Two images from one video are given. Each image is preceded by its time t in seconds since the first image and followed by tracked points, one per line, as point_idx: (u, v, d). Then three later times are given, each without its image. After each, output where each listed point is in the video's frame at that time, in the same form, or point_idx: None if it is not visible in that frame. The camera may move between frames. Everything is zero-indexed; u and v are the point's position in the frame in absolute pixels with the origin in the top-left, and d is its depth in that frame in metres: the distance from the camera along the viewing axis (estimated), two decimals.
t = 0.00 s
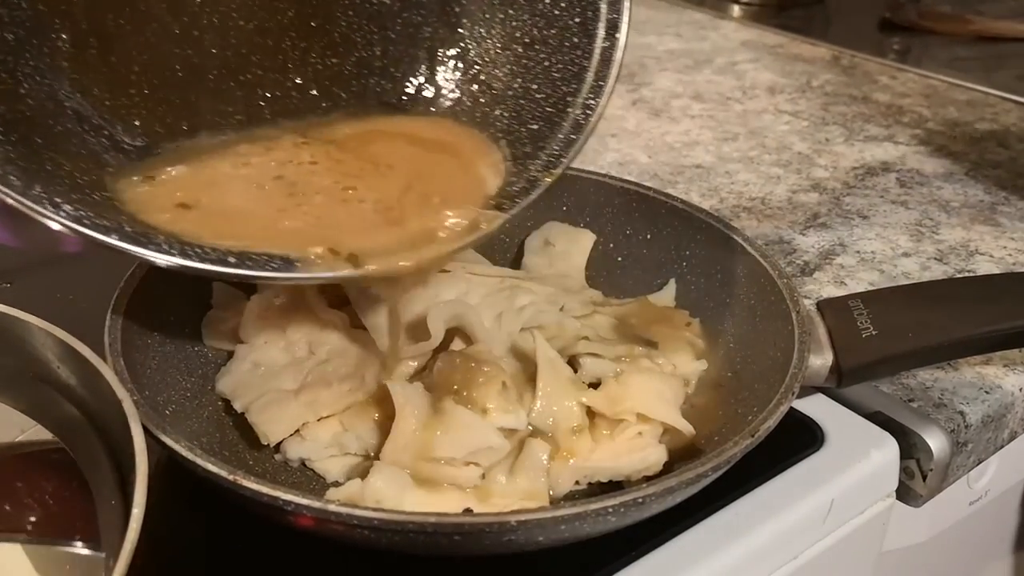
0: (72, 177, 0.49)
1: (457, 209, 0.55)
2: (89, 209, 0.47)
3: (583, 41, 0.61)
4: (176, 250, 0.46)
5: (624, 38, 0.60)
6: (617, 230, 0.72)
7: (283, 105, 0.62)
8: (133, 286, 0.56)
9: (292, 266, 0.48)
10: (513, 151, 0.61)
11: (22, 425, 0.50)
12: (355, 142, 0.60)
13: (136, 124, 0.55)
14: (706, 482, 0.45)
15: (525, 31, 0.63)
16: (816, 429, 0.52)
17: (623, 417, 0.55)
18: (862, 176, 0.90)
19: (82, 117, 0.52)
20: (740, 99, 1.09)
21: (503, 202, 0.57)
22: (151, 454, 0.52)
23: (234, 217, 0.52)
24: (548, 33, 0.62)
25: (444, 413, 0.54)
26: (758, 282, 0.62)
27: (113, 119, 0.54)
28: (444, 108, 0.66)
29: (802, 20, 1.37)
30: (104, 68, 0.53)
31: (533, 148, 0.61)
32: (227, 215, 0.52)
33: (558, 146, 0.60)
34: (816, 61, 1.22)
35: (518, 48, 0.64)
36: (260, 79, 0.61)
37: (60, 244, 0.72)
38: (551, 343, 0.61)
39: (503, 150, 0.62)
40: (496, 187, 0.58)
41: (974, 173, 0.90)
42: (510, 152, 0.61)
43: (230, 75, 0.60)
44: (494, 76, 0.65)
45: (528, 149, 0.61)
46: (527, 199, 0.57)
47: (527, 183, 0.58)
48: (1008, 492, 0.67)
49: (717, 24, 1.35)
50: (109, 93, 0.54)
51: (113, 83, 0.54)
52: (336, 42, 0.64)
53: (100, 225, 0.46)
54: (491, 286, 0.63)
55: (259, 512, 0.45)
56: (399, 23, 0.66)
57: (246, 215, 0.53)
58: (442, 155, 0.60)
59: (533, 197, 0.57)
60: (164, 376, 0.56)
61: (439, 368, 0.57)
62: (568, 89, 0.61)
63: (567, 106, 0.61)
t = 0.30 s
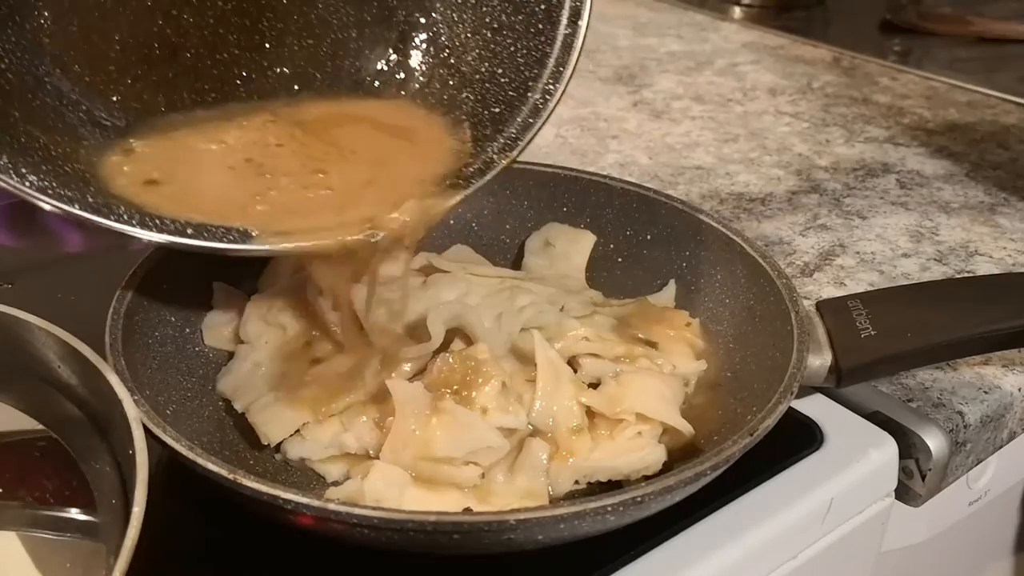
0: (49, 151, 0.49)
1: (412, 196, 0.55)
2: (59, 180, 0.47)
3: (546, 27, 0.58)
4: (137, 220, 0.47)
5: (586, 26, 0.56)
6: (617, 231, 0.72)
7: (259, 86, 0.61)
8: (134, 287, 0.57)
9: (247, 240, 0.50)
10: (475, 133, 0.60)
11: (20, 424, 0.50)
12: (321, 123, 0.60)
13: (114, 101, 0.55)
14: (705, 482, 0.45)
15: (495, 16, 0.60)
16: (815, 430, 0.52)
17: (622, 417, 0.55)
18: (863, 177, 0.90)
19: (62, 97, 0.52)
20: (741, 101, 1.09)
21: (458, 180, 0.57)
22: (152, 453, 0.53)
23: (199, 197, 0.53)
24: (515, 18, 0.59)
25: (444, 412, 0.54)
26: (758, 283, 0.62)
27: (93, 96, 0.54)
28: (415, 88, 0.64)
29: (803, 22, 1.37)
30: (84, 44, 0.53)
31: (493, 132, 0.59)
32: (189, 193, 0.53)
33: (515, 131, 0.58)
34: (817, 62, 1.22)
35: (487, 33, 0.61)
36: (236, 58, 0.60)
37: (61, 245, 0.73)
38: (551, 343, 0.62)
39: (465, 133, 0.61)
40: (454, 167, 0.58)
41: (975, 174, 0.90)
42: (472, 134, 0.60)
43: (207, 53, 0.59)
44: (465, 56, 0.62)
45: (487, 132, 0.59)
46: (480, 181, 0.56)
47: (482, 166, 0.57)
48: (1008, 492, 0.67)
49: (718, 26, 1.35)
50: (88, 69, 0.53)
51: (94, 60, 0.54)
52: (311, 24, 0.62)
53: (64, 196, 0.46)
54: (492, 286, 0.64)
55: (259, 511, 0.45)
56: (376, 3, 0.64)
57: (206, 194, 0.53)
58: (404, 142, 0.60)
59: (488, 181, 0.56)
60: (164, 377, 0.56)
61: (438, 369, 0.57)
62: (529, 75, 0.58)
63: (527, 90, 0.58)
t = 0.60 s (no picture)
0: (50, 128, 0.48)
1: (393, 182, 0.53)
2: (52, 152, 0.46)
3: (530, 11, 0.54)
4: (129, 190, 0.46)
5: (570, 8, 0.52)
6: (617, 232, 0.72)
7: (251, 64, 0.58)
8: (134, 287, 0.57)
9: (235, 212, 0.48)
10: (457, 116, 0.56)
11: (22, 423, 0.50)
12: (312, 109, 0.57)
13: (111, 77, 0.53)
14: (705, 481, 0.45)
15: None
16: (815, 430, 0.52)
17: (622, 416, 0.55)
18: (864, 178, 0.90)
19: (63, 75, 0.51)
20: (742, 101, 1.09)
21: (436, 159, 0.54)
22: (151, 453, 0.53)
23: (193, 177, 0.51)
24: None
25: (444, 412, 0.54)
26: (759, 283, 0.62)
27: (90, 71, 0.52)
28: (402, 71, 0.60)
29: (804, 23, 1.37)
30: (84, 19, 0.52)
31: (475, 112, 0.55)
32: (178, 172, 0.51)
33: (495, 112, 0.54)
34: (818, 63, 1.22)
35: (474, 14, 0.57)
36: (229, 37, 0.57)
37: (61, 245, 0.73)
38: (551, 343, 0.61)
39: (449, 115, 0.57)
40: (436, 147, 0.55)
41: (976, 175, 0.90)
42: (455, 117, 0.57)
43: (201, 32, 0.56)
44: (451, 36, 0.59)
45: (470, 113, 0.56)
46: (460, 161, 0.53)
47: (462, 143, 0.54)
48: (1009, 493, 0.67)
49: (719, 26, 1.35)
50: (87, 45, 0.52)
51: (93, 36, 0.52)
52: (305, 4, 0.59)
53: (57, 166, 0.46)
54: (492, 287, 0.64)
55: (257, 510, 0.45)
56: None
57: (196, 173, 0.51)
58: (397, 130, 0.57)
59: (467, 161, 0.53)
60: (164, 376, 0.56)
61: (438, 368, 0.57)
62: (512, 57, 0.54)
63: (509, 72, 0.54)
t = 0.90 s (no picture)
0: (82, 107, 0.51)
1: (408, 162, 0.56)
2: (95, 133, 0.50)
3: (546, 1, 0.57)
4: (166, 171, 0.50)
5: None
6: (617, 232, 0.72)
7: (277, 51, 0.62)
8: (132, 289, 0.57)
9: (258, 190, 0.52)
10: (473, 101, 0.59)
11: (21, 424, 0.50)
12: (336, 98, 0.60)
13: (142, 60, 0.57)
14: (706, 482, 0.45)
15: None
16: (816, 430, 0.52)
17: (622, 417, 0.55)
18: (864, 178, 0.90)
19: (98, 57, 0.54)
20: (742, 101, 1.09)
21: (454, 142, 0.57)
22: (150, 454, 0.52)
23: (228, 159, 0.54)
24: None
25: (444, 413, 0.54)
26: (760, 283, 0.62)
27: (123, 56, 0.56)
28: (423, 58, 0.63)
29: (805, 22, 1.37)
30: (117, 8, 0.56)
31: (491, 98, 0.58)
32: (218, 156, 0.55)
33: (510, 98, 0.57)
34: (818, 63, 1.22)
35: (491, 4, 0.61)
36: (256, 23, 0.61)
37: (61, 247, 0.73)
38: (552, 343, 0.61)
39: (465, 100, 0.60)
40: (451, 131, 0.58)
41: (977, 175, 0.90)
42: (471, 101, 0.60)
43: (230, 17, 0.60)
44: (467, 23, 0.62)
45: (485, 99, 0.59)
46: (475, 144, 0.56)
47: (478, 128, 0.57)
48: (1010, 494, 0.66)
49: (719, 26, 1.35)
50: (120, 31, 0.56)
51: (123, 23, 0.56)
52: None
53: (100, 148, 0.49)
54: (492, 286, 0.63)
55: (257, 511, 0.45)
56: None
57: (233, 155, 0.55)
58: (414, 119, 0.59)
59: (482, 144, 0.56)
60: (163, 377, 0.56)
61: (438, 369, 0.57)
62: (527, 45, 0.57)
63: (524, 60, 0.57)
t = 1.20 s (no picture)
0: (141, 117, 0.51)
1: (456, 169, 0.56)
2: (163, 146, 0.51)
3: (581, 5, 0.58)
4: (230, 182, 0.51)
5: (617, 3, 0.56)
6: (616, 231, 0.72)
7: (320, 56, 0.62)
8: (129, 289, 0.56)
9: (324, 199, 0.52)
10: (513, 105, 0.60)
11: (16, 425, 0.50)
12: (382, 103, 0.61)
13: (192, 66, 0.56)
14: (706, 483, 0.44)
15: None
16: (815, 430, 0.52)
17: (622, 417, 0.55)
18: (863, 176, 0.90)
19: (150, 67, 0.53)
20: (740, 99, 1.09)
21: (498, 147, 0.57)
22: (148, 455, 0.52)
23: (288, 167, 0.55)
24: None
25: (443, 413, 0.53)
26: (760, 282, 0.62)
27: (174, 63, 0.55)
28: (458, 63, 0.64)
29: (803, 20, 1.37)
30: (166, 16, 0.55)
31: (531, 101, 0.59)
32: (277, 164, 0.55)
33: (550, 103, 0.58)
34: (816, 61, 1.22)
35: (526, 7, 0.61)
36: (299, 29, 0.61)
37: (59, 245, 0.72)
38: (552, 343, 0.61)
39: (504, 104, 0.60)
40: (493, 137, 0.58)
41: (975, 173, 0.90)
42: (511, 105, 0.60)
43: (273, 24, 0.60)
44: (502, 27, 0.62)
45: (525, 103, 0.59)
46: (519, 148, 0.56)
47: (521, 133, 0.57)
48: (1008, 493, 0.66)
49: (717, 24, 1.35)
50: (171, 41, 0.55)
51: (175, 30, 0.56)
52: None
53: (170, 161, 0.50)
54: (491, 286, 0.63)
55: (256, 512, 0.45)
56: None
57: (291, 163, 0.55)
58: (457, 124, 0.59)
59: (526, 149, 0.56)
60: (162, 377, 0.56)
61: (437, 368, 0.57)
62: (564, 50, 0.59)
63: (562, 65, 0.58)
